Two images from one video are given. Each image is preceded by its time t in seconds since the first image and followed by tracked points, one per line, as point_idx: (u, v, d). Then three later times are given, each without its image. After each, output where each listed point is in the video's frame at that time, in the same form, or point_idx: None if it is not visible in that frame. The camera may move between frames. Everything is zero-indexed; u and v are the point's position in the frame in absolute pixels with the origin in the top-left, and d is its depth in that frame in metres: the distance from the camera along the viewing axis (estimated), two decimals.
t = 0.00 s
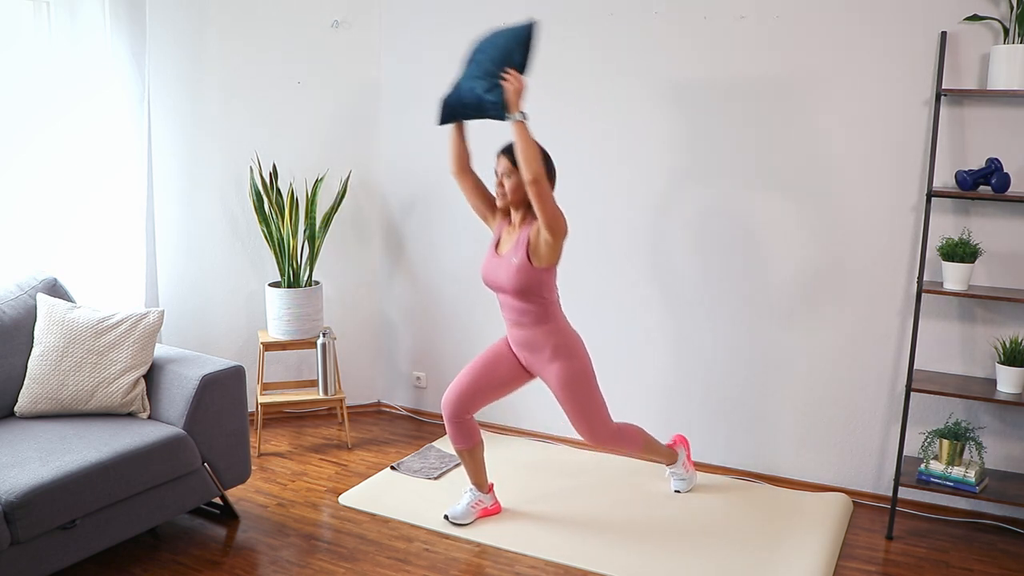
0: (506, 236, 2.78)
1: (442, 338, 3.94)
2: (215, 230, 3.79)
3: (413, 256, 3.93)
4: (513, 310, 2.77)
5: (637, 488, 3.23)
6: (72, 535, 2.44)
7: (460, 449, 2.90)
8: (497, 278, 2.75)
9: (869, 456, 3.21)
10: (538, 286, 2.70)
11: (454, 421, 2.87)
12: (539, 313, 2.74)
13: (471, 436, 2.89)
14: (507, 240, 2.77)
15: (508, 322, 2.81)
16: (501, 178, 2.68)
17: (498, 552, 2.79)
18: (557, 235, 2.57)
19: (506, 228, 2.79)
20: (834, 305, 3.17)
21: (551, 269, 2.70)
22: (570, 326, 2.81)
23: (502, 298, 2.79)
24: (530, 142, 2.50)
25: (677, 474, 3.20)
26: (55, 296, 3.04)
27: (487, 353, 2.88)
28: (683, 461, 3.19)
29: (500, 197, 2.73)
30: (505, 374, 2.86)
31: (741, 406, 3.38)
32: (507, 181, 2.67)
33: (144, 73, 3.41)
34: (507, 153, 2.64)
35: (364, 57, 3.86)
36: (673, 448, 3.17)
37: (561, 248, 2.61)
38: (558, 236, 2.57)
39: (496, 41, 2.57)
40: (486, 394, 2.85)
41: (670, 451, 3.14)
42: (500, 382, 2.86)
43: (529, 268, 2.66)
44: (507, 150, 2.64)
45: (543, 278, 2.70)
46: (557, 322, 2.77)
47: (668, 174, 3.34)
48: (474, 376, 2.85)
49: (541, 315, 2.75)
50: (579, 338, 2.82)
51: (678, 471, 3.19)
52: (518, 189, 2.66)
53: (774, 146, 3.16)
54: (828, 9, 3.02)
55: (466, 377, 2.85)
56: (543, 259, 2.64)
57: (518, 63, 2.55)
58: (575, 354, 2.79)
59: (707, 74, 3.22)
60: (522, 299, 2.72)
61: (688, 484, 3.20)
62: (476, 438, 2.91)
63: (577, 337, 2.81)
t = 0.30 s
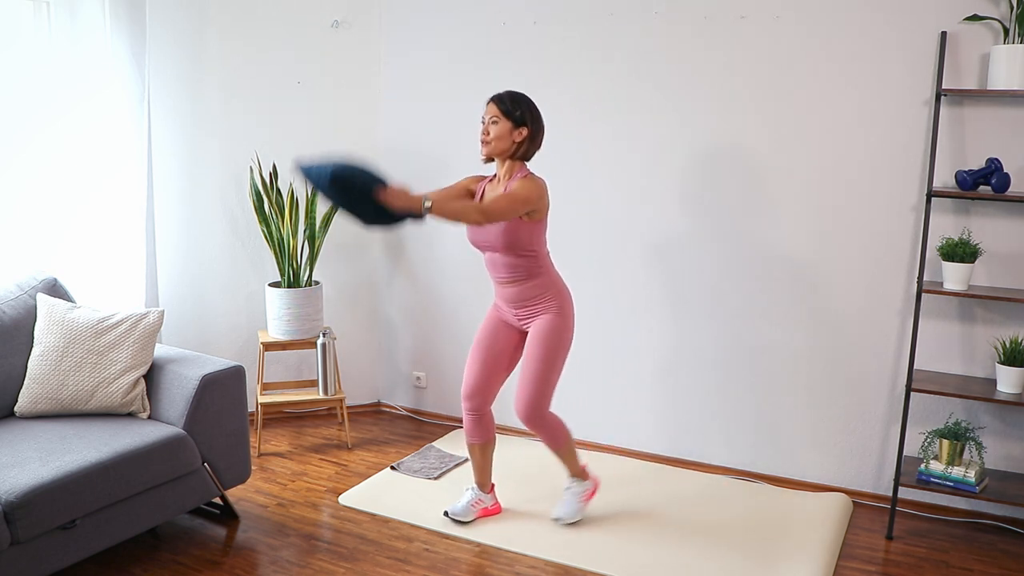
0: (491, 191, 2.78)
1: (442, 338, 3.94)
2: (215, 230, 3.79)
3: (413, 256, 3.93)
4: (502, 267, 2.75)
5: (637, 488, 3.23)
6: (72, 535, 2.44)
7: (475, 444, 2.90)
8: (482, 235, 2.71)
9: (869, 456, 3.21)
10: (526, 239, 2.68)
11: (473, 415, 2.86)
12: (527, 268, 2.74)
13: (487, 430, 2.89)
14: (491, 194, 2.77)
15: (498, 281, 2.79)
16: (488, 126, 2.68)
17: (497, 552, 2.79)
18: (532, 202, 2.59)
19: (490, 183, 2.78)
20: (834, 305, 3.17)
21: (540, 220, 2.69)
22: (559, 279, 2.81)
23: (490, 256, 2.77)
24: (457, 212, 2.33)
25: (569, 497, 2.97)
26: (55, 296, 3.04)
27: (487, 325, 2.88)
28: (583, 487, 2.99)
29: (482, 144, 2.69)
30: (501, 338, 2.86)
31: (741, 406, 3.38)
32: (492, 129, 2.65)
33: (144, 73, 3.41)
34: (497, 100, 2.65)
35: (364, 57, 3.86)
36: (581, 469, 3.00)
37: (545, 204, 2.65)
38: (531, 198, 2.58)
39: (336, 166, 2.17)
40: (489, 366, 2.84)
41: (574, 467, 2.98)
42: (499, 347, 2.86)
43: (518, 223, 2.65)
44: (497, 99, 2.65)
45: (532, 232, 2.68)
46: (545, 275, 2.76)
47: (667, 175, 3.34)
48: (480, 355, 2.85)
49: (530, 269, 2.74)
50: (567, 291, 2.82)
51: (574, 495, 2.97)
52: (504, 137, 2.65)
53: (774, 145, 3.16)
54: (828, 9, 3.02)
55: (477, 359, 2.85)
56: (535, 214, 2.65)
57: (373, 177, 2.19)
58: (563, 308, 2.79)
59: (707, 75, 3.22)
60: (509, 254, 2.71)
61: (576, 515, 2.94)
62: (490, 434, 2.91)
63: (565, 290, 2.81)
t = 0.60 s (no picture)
0: (495, 189, 2.73)
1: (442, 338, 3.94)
2: (215, 231, 3.78)
3: (413, 256, 3.93)
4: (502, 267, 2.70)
5: (637, 488, 3.23)
6: (72, 535, 2.44)
7: (475, 446, 2.91)
8: (486, 233, 2.69)
9: (869, 456, 3.21)
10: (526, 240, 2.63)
11: (476, 417, 2.87)
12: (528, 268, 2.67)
13: (487, 433, 2.90)
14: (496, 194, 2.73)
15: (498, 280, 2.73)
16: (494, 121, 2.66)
17: (497, 552, 2.80)
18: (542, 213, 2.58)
19: (495, 182, 2.75)
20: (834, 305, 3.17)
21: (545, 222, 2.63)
22: (561, 281, 2.74)
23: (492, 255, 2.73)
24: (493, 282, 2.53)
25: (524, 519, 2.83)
26: (55, 296, 3.04)
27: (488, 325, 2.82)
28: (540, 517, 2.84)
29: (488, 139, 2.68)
30: (499, 340, 2.80)
31: (741, 406, 3.39)
32: (499, 123, 2.64)
33: (144, 73, 3.41)
34: (504, 94, 2.62)
35: (364, 57, 3.86)
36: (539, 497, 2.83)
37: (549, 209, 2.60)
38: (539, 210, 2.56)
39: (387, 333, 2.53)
40: (489, 367, 2.81)
41: (537, 493, 2.82)
42: (496, 348, 2.80)
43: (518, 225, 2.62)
44: (503, 94, 2.62)
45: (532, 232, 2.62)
46: (546, 276, 2.70)
47: (667, 175, 3.34)
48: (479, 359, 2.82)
49: (532, 270, 2.68)
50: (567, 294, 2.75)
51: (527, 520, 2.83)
52: (511, 132, 2.63)
53: (774, 145, 3.16)
54: (828, 9, 3.02)
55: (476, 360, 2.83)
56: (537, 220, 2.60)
57: (411, 323, 2.50)
58: (561, 312, 2.71)
59: (707, 75, 3.22)
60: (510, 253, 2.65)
61: (519, 540, 2.80)
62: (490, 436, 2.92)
63: (565, 294, 2.74)
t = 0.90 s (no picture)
0: (514, 197, 2.73)
1: (442, 338, 3.94)
2: (215, 230, 3.79)
3: (413, 256, 3.93)
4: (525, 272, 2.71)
5: (637, 488, 3.23)
6: (72, 535, 2.44)
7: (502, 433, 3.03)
8: (507, 241, 2.70)
9: (869, 456, 3.21)
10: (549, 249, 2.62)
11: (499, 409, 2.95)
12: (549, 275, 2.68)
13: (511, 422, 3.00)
14: (513, 202, 2.72)
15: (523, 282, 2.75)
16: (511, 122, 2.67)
17: (496, 552, 2.80)
18: (557, 217, 2.55)
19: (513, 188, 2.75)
20: (834, 305, 3.18)
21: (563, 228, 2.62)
22: (584, 288, 2.74)
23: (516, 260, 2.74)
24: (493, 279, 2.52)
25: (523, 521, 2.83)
26: (55, 296, 3.04)
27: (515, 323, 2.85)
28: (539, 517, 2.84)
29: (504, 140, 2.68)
30: (523, 338, 2.83)
31: (741, 406, 3.39)
32: (515, 124, 2.64)
33: (144, 73, 3.41)
34: (524, 96, 2.64)
35: (364, 57, 3.86)
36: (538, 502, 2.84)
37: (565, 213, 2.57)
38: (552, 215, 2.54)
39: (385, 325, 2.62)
40: (513, 365, 2.85)
41: (538, 496, 2.83)
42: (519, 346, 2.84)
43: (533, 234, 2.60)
44: (524, 97, 2.64)
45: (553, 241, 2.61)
46: (568, 283, 2.70)
47: (667, 175, 3.34)
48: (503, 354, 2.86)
49: (554, 276, 2.68)
50: (591, 301, 2.74)
51: (525, 521, 2.83)
52: (527, 134, 2.63)
53: (774, 145, 3.16)
54: (828, 9, 3.01)
55: (498, 355, 2.88)
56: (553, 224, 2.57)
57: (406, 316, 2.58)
58: (582, 319, 2.71)
59: (707, 75, 3.22)
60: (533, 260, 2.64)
61: (518, 541, 2.80)
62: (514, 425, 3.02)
63: (590, 301, 2.74)
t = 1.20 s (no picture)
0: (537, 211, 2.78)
1: (442, 338, 3.94)
2: (215, 230, 3.79)
3: (413, 255, 3.93)
4: (541, 286, 2.78)
5: (637, 488, 3.23)
6: (72, 535, 2.44)
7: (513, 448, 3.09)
8: (526, 255, 2.74)
9: (869, 456, 3.21)
10: (570, 263, 2.69)
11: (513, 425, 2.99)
12: (567, 292, 2.74)
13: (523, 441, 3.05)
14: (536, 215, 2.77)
15: (540, 301, 2.82)
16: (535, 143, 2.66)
17: (496, 552, 2.80)
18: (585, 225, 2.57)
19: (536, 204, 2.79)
20: (834, 306, 3.18)
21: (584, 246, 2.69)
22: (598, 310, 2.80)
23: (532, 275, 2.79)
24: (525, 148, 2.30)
25: (524, 522, 2.82)
26: (55, 296, 3.04)
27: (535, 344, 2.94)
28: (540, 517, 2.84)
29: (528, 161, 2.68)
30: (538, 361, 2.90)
31: (742, 406, 3.39)
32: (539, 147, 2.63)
33: (144, 73, 3.41)
34: (545, 117, 2.63)
35: (364, 57, 3.86)
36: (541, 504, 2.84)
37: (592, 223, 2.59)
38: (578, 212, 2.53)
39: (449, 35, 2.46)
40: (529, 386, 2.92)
41: (538, 497, 2.82)
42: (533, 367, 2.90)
43: (558, 245, 2.65)
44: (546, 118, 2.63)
45: (574, 256, 2.69)
46: (584, 303, 2.77)
47: (668, 175, 3.34)
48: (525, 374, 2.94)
49: (569, 292, 2.74)
50: (604, 323, 2.81)
51: (525, 521, 2.82)
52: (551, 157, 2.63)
53: (775, 145, 3.16)
54: (828, 9, 3.01)
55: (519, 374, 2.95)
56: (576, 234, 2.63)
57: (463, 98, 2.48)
58: (594, 339, 2.77)
59: (707, 74, 3.22)
60: (552, 274, 2.71)
61: (517, 540, 2.79)
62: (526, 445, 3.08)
63: (603, 323, 2.81)
